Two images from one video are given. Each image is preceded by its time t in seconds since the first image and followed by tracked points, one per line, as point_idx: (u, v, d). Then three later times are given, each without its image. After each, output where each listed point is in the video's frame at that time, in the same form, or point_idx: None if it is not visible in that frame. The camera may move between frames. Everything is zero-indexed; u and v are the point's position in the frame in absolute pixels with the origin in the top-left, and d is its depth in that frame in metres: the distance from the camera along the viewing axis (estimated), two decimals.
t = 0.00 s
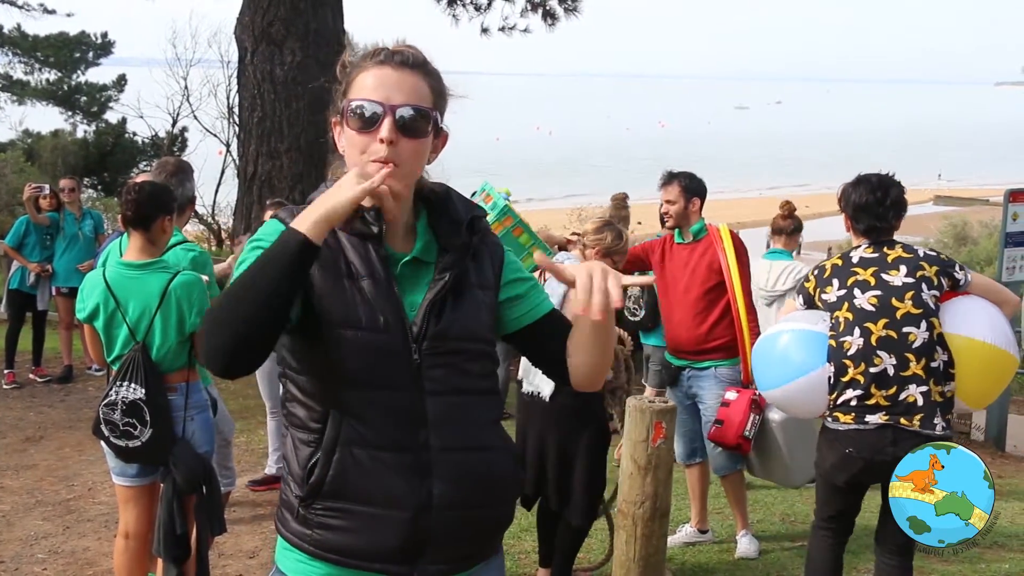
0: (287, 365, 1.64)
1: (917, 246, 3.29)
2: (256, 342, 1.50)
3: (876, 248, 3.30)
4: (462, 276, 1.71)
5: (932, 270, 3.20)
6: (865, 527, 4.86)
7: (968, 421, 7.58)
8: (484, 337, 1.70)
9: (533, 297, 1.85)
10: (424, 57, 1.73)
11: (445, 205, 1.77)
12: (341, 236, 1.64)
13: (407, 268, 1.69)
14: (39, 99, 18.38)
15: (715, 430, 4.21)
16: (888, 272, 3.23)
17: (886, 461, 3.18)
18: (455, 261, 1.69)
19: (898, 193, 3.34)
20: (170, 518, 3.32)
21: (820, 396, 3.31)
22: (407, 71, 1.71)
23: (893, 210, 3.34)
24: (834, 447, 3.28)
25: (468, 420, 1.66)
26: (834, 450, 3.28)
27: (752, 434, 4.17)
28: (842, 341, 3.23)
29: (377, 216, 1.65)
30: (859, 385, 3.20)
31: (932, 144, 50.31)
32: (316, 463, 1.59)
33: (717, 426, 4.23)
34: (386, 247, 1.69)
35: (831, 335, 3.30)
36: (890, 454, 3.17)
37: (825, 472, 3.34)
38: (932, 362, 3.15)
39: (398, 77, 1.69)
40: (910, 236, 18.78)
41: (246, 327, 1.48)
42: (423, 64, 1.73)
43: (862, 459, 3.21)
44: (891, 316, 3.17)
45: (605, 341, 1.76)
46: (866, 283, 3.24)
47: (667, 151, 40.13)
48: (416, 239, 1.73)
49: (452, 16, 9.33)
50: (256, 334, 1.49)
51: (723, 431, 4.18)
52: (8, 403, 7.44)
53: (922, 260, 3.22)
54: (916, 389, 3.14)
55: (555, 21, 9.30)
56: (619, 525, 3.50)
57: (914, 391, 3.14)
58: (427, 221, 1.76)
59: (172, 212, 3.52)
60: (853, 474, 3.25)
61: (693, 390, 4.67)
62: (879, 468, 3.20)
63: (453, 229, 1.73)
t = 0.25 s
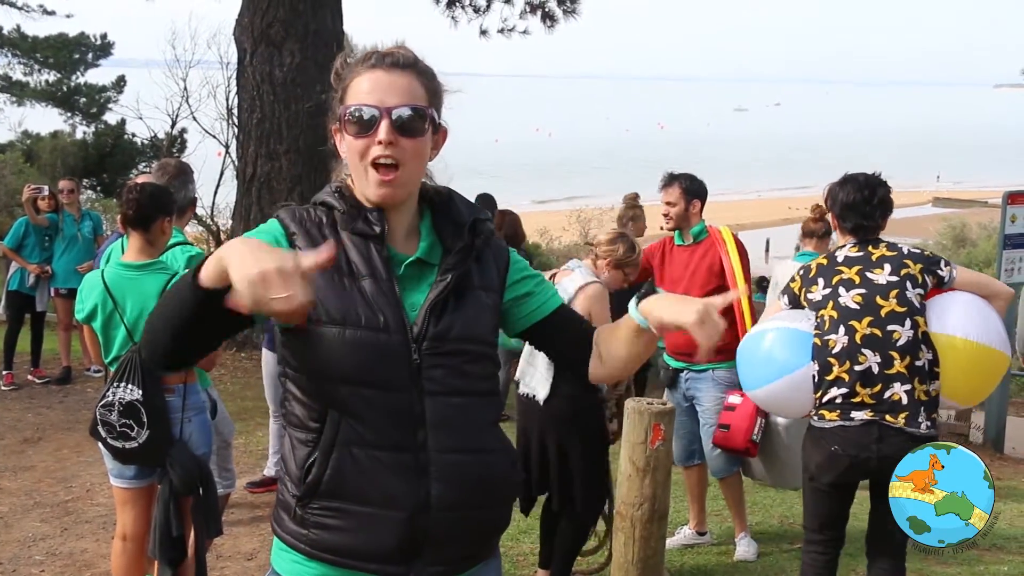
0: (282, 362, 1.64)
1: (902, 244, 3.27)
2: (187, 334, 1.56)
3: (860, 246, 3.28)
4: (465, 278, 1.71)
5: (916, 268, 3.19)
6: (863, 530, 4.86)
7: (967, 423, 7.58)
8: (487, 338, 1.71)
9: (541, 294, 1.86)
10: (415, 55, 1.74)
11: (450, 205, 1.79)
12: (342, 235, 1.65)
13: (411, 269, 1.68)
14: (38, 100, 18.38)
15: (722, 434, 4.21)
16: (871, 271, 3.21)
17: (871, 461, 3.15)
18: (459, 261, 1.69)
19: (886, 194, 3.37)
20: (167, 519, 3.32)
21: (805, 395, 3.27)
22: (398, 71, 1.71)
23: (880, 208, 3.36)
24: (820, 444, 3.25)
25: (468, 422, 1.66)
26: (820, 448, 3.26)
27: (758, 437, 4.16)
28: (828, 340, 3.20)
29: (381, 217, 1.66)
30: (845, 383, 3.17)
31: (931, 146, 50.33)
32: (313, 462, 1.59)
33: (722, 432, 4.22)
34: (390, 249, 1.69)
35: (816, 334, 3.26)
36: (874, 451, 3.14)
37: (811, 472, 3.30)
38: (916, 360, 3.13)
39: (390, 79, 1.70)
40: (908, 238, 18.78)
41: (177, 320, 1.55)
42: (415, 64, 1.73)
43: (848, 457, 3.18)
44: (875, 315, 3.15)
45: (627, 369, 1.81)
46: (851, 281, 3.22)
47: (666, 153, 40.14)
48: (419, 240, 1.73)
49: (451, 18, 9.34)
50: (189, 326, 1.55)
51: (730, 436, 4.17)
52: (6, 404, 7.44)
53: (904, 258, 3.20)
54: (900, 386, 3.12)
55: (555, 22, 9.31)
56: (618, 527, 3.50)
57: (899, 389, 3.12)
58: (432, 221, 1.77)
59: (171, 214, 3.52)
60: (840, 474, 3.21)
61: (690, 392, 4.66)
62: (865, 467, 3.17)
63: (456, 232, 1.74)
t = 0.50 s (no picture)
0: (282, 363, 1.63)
1: (889, 242, 3.24)
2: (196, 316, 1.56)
3: (846, 248, 3.26)
4: (463, 281, 1.70)
5: (903, 270, 3.16)
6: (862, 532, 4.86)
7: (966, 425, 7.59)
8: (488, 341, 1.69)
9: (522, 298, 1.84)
10: (436, 65, 1.73)
11: (445, 210, 1.77)
12: (345, 237, 1.64)
13: (408, 270, 1.68)
14: (38, 103, 18.38)
15: (727, 438, 4.21)
16: (859, 274, 3.19)
17: (860, 460, 3.13)
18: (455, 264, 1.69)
19: (871, 187, 3.35)
20: (165, 522, 3.31)
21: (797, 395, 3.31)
22: (419, 80, 1.71)
23: (867, 203, 3.34)
24: (810, 443, 3.24)
25: (469, 423, 1.66)
26: (811, 447, 3.24)
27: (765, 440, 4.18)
28: (817, 346, 3.20)
29: (383, 219, 1.65)
30: (833, 388, 3.16)
31: (930, 148, 50.35)
32: (314, 463, 1.59)
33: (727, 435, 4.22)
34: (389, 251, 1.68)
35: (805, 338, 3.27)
36: (864, 451, 3.12)
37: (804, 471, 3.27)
38: (905, 364, 3.12)
39: (411, 86, 1.69)
40: (907, 240, 18.80)
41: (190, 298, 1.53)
42: (434, 72, 1.73)
43: (837, 456, 3.16)
44: (863, 321, 3.14)
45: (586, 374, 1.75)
46: (839, 287, 3.20)
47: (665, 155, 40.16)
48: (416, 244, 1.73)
49: (450, 21, 9.34)
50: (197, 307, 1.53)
51: (736, 440, 4.17)
52: (5, 407, 7.43)
53: (892, 259, 3.18)
54: (890, 392, 3.11)
55: (553, 25, 9.32)
56: (617, 529, 3.51)
57: (888, 394, 3.11)
58: (428, 229, 1.75)
59: (169, 217, 3.52)
60: (833, 474, 3.19)
61: (690, 395, 4.66)
62: (854, 467, 3.14)
63: (452, 236, 1.73)
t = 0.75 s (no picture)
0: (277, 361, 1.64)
1: (889, 243, 3.22)
2: (242, 301, 1.47)
3: (845, 250, 3.24)
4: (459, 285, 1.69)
5: (903, 274, 3.14)
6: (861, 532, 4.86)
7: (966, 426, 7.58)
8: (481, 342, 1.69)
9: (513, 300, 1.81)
10: (447, 75, 1.73)
11: (444, 218, 1.78)
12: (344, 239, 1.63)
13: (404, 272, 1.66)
14: (37, 104, 18.39)
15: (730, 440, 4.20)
16: (858, 279, 3.17)
17: (857, 459, 3.13)
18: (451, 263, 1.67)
19: (874, 186, 3.30)
20: (164, 523, 3.31)
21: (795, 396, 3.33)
22: (431, 88, 1.71)
23: (869, 202, 3.29)
24: (807, 443, 3.24)
25: (461, 422, 1.66)
26: (808, 447, 3.24)
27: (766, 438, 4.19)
28: (813, 352, 3.21)
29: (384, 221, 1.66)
30: (830, 393, 3.18)
31: (929, 148, 50.37)
32: (305, 463, 1.59)
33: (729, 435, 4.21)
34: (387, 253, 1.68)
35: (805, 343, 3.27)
36: (861, 450, 3.12)
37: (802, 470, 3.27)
38: (903, 369, 3.12)
39: (422, 93, 1.69)
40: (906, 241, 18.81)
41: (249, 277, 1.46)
42: (446, 81, 1.73)
43: (834, 454, 3.16)
44: (862, 328, 3.13)
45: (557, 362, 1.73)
46: (837, 293, 3.19)
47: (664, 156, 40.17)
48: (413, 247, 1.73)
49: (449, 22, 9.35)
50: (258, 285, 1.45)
51: (738, 441, 4.16)
52: (4, 408, 7.42)
53: (892, 262, 3.16)
54: (887, 398, 3.11)
55: (553, 26, 9.32)
56: (616, 529, 3.51)
57: (885, 400, 3.11)
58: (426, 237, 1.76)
59: (169, 218, 3.53)
60: (831, 472, 3.19)
61: (690, 396, 4.66)
62: (851, 465, 3.14)
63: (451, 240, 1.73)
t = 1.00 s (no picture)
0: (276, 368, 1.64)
1: (893, 247, 3.18)
2: (254, 325, 1.48)
3: (850, 254, 3.21)
4: (454, 287, 1.69)
5: (907, 280, 3.13)
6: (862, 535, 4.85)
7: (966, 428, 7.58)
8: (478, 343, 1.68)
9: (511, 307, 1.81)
10: (431, 78, 1.73)
11: (439, 223, 1.78)
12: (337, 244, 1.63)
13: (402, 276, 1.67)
14: (37, 106, 18.40)
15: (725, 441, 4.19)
16: (861, 286, 3.15)
17: (856, 458, 3.14)
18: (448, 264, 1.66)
19: (881, 187, 3.30)
20: (165, 526, 3.31)
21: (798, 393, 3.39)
22: (413, 91, 1.70)
23: (876, 204, 3.29)
24: (807, 442, 3.24)
25: (463, 423, 1.66)
26: (807, 447, 3.24)
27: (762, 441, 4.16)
28: (815, 356, 3.21)
29: (377, 226, 1.65)
30: (830, 395, 3.18)
31: (928, 151, 50.39)
32: (308, 467, 1.59)
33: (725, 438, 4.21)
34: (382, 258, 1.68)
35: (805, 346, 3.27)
36: (859, 449, 3.13)
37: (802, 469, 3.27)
38: (904, 374, 3.12)
39: (404, 96, 1.69)
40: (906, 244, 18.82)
41: (247, 302, 1.46)
42: (428, 85, 1.73)
43: (834, 454, 3.16)
44: (864, 334, 3.12)
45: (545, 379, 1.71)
46: (841, 299, 3.17)
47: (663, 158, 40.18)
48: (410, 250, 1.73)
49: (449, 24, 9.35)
50: (257, 310, 1.46)
51: (732, 444, 4.15)
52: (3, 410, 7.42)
53: (896, 268, 3.14)
54: (887, 404, 3.11)
55: (552, 28, 9.32)
56: (616, 532, 3.50)
57: (884, 405, 3.11)
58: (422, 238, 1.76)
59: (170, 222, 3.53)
60: (829, 472, 3.19)
61: (690, 399, 4.65)
62: (851, 465, 3.15)
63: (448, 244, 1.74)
